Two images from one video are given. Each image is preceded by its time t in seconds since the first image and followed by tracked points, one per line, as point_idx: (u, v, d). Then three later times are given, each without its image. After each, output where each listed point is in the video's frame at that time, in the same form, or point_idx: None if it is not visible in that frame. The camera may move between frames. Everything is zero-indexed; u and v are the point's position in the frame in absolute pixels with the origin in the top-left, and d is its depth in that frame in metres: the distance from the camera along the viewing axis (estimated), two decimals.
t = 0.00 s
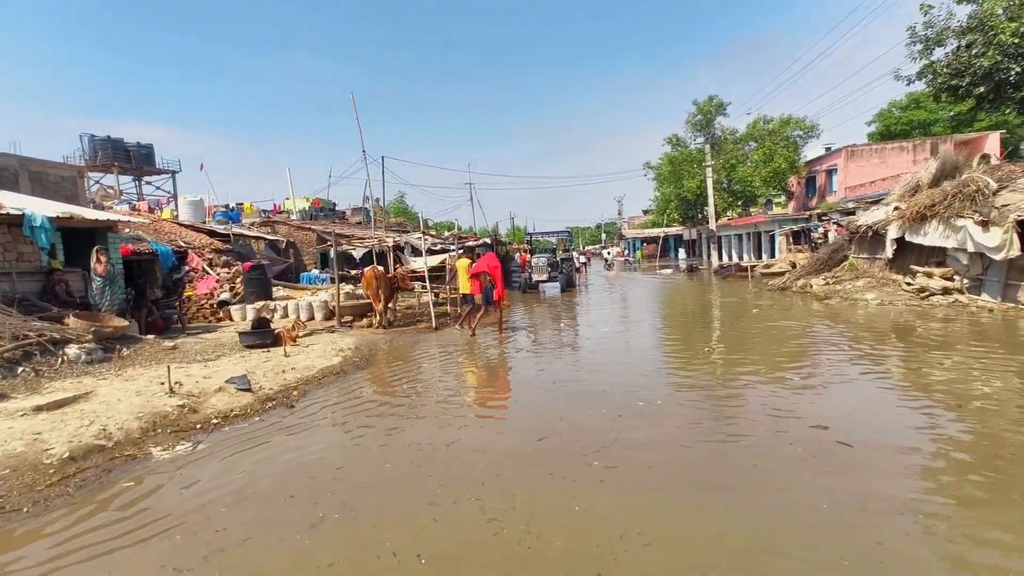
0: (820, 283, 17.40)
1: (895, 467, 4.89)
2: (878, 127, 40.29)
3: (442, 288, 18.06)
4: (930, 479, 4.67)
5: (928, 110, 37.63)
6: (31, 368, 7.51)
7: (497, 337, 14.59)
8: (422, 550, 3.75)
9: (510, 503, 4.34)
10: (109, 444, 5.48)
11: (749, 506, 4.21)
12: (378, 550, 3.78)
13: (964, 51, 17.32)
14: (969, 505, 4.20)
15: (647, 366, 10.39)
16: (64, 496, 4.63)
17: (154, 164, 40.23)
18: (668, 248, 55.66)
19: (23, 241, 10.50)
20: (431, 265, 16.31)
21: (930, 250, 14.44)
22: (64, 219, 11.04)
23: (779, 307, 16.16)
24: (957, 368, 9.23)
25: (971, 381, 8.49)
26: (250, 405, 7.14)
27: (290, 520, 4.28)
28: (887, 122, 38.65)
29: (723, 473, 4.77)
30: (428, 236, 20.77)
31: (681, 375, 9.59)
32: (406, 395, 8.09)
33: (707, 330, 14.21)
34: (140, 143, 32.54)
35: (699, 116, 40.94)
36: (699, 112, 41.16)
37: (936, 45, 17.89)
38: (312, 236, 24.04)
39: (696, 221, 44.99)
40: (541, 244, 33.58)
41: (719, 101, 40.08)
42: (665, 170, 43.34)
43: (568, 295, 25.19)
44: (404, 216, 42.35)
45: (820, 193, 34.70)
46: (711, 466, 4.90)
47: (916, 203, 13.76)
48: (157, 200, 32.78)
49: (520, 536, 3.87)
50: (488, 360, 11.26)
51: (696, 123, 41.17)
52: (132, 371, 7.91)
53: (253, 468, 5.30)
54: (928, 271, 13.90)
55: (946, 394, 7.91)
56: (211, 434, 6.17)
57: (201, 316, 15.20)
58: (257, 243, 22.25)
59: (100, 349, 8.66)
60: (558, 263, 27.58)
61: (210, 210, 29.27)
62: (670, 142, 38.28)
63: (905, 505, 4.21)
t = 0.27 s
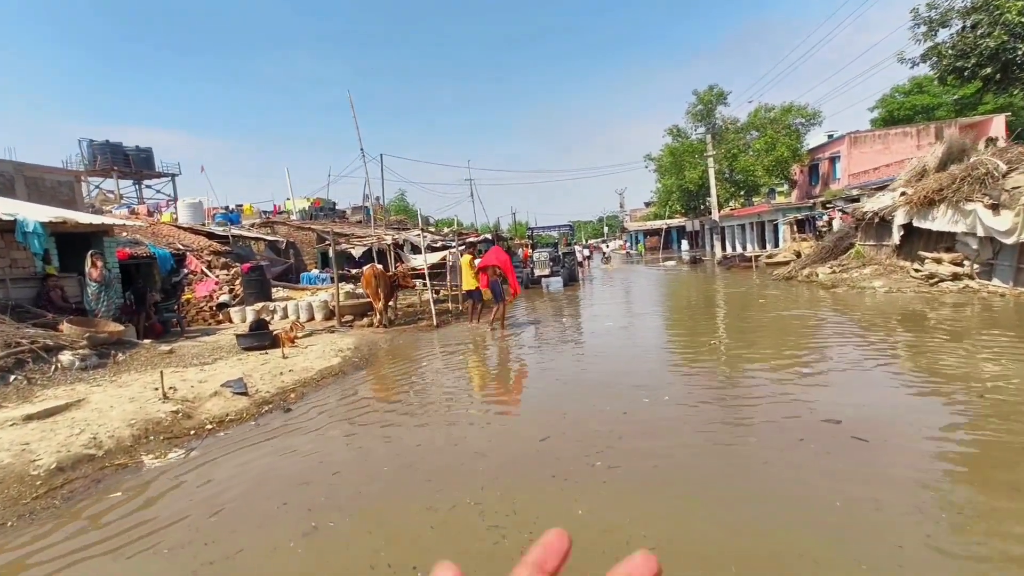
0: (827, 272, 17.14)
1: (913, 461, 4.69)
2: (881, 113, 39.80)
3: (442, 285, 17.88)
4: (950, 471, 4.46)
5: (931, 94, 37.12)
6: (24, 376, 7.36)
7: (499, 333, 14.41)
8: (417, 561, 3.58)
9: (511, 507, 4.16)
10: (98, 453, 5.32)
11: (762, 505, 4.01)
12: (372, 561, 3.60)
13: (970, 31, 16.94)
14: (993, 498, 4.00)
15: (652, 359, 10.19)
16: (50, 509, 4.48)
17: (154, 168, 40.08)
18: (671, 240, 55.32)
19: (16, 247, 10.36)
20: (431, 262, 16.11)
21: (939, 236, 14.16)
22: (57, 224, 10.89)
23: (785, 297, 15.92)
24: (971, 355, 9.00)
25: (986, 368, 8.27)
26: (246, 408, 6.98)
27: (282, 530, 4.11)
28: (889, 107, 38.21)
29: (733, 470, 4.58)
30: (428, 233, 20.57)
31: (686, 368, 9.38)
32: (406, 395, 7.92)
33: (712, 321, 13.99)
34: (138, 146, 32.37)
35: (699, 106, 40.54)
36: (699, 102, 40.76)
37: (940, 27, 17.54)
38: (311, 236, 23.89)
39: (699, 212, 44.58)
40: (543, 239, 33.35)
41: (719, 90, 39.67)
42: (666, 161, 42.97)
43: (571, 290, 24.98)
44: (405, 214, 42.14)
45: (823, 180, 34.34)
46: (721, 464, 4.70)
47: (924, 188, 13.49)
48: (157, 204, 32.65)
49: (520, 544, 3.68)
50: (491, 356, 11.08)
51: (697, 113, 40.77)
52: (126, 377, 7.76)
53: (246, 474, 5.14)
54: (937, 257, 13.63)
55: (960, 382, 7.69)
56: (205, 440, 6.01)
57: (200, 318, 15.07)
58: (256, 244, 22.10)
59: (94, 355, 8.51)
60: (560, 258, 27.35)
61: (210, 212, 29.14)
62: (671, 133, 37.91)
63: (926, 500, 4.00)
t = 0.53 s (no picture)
0: (835, 260, 16.78)
1: (929, 459, 4.45)
2: (888, 97, 39.10)
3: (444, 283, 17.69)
4: (968, 471, 4.21)
5: (940, 76, 36.37)
6: (15, 386, 7.26)
7: (502, 330, 14.22)
8: None
9: (502, 518, 3.96)
10: (83, 466, 5.18)
11: (767, 512, 3.81)
12: None
13: (979, 9, 16.46)
14: (1013, 500, 3.75)
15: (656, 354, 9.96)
16: (28, 527, 4.33)
17: (157, 172, 40.12)
18: (677, 231, 54.89)
19: (10, 255, 10.27)
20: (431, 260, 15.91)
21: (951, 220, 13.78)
22: (51, 231, 10.79)
23: (793, 286, 15.61)
24: (986, 343, 8.69)
25: (1003, 356, 7.97)
26: (239, 414, 6.83)
27: (263, 545, 3.94)
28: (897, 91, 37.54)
29: (736, 472, 4.37)
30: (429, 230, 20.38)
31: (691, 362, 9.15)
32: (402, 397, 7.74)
33: (718, 313, 13.73)
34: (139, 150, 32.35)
35: (703, 95, 40.02)
36: (702, 91, 40.23)
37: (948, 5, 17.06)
38: (313, 236, 23.78)
39: (704, 202, 44.09)
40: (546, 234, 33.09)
41: (723, 78, 39.12)
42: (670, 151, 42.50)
43: (575, 284, 24.75)
44: (408, 211, 42.00)
45: (830, 167, 33.83)
46: (724, 466, 4.50)
47: (934, 171, 13.12)
48: (160, 207, 32.66)
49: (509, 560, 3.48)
50: (491, 354, 10.88)
51: (700, 102, 40.25)
52: (119, 384, 7.64)
53: (234, 485, 4.99)
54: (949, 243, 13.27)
55: (976, 371, 7.40)
56: (194, 449, 5.86)
57: (201, 322, 14.99)
58: (258, 246, 22.01)
59: (88, 363, 8.40)
60: (564, 252, 27.09)
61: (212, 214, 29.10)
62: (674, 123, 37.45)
63: (944, 504, 3.76)
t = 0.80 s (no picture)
0: (848, 249, 16.41)
1: (949, 460, 4.22)
2: (901, 82, 38.24)
3: (450, 281, 17.54)
4: (992, 471, 3.98)
5: (954, 58, 35.46)
6: (15, 394, 7.21)
7: (508, 327, 14.07)
8: None
9: (499, 532, 3.79)
10: (77, 477, 5.09)
11: (778, 519, 3.61)
12: None
13: None
14: None
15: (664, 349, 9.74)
16: (16, 542, 4.23)
17: (165, 175, 40.31)
18: (686, 223, 54.46)
19: (13, 262, 10.25)
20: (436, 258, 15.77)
21: (968, 206, 13.39)
22: (53, 237, 10.75)
23: (804, 277, 15.28)
24: (1008, 333, 8.38)
25: None
26: (238, 420, 6.73)
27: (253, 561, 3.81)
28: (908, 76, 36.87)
29: (745, 476, 4.18)
30: (434, 228, 20.24)
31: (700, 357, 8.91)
32: (403, 398, 7.61)
33: (728, 306, 13.46)
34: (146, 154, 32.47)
35: (710, 84, 39.44)
36: (709, 81, 39.65)
37: None
38: (319, 235, 23.71)
39: (713, 193, 43.50)
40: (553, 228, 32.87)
41: (730, 67, 38.51)
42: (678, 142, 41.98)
43: (583, 279, 24.53)
44: (414, 209, 41.90)
45: (841, 155, 33.26)
46: (733, 470, 4.31)
47: (951, 156, 12.73)
48: (168, 210, 32.79)
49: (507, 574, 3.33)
50: (497, 352, 10.73)
51: (708, 92, 39.69)
52: (119, 390, 7.57)
53: (228, 494, 4.89)
54: (967, 230, 12.88)
55: (1001, 362, 7.10)
56: (191, 458, 5.75)
57: (207, 324, 14.97)
58: (264, 246, 21.99)
59: (89, 369, 8.35)
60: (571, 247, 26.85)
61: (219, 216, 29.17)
62: (681, 114, 36.96)
63: (968, 509, 3.54)
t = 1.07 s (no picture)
0: (862, 244, 16.04)
1: (984, 467, 3.96)
2: (913, 73, 37.53)
3: (456, 280, 17.37)
4: None
5: (968, 48, 34.74)
6: (15, 399, 7.11)
7: (515, 326, 13.87)
8: None
9: (504, 546, 3.60)
10: (71, 486, 4.95)
11: (803, 534, 3.36)
12: None
13: None
14: None
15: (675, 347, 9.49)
16: (5, 556, 4.09)
17: (173, 178, 40.45)
18: (695, 219, 53.99)
19: (16, 265, 10.17)
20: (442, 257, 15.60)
21: (988, 198, 13.00)
22: (57, 240, 10.67)
23: (818, 272, 14.94)
24: None
25: None
26: (238, 426, 6.57)
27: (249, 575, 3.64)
28: (921, 67, 36.22)
29: (763, 484, 3.97)
30: (440, 227, 20.07)
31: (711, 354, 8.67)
32: (407, 401, 7.43)
33: (739, 303, 13.17)
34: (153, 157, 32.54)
35: (718, 78, 38.97)
36: (717, 75, 39.18)
37: None
38: (325, 236, 23.61)
39: (722, 188, 43.01)
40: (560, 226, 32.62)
41: (739, 60, 38.03)
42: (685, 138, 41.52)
43: (591, 276, 24.28)
44: (421, 208, 41.80)
45: (852, 148, 32.71)
46: (752, 479, 4.06)
47: (970, 147, 12.36)
48: (176, 213, 32.88)
49: None
50: (504, 351, 10.53)
51: (716, 86, 39.23)
52: (119, 395, 7.46)
53: (225, 506, 4.71)
54: (987, 222, 12.51)
55: None
56: (190, 465, 5.61)
57: (213, 326, 14.90)
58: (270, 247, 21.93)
59: (91, 374, 8.24)
60: (579, 245, 26.58)
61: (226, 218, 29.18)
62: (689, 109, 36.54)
63: (1006, 519, 3.30)
